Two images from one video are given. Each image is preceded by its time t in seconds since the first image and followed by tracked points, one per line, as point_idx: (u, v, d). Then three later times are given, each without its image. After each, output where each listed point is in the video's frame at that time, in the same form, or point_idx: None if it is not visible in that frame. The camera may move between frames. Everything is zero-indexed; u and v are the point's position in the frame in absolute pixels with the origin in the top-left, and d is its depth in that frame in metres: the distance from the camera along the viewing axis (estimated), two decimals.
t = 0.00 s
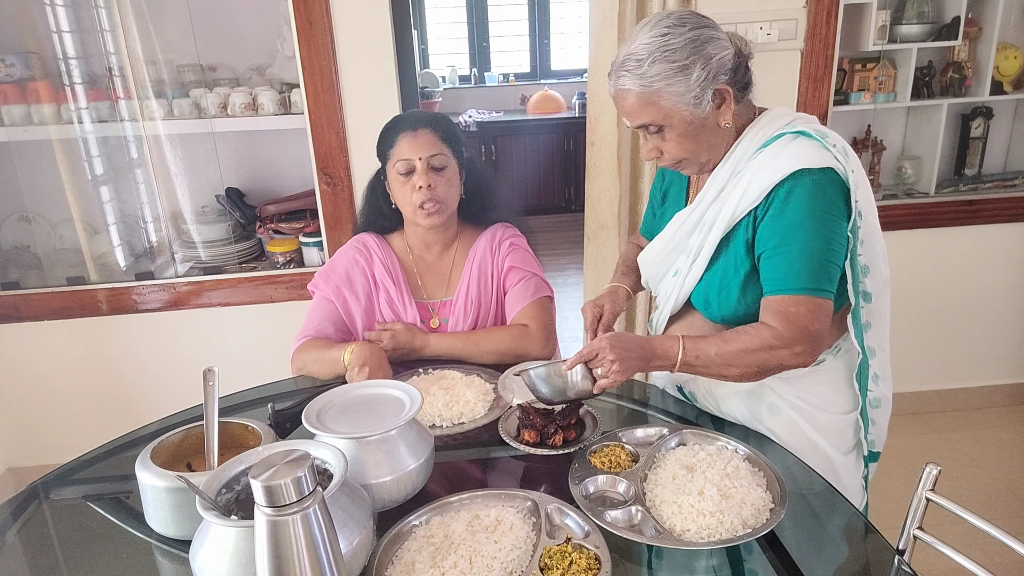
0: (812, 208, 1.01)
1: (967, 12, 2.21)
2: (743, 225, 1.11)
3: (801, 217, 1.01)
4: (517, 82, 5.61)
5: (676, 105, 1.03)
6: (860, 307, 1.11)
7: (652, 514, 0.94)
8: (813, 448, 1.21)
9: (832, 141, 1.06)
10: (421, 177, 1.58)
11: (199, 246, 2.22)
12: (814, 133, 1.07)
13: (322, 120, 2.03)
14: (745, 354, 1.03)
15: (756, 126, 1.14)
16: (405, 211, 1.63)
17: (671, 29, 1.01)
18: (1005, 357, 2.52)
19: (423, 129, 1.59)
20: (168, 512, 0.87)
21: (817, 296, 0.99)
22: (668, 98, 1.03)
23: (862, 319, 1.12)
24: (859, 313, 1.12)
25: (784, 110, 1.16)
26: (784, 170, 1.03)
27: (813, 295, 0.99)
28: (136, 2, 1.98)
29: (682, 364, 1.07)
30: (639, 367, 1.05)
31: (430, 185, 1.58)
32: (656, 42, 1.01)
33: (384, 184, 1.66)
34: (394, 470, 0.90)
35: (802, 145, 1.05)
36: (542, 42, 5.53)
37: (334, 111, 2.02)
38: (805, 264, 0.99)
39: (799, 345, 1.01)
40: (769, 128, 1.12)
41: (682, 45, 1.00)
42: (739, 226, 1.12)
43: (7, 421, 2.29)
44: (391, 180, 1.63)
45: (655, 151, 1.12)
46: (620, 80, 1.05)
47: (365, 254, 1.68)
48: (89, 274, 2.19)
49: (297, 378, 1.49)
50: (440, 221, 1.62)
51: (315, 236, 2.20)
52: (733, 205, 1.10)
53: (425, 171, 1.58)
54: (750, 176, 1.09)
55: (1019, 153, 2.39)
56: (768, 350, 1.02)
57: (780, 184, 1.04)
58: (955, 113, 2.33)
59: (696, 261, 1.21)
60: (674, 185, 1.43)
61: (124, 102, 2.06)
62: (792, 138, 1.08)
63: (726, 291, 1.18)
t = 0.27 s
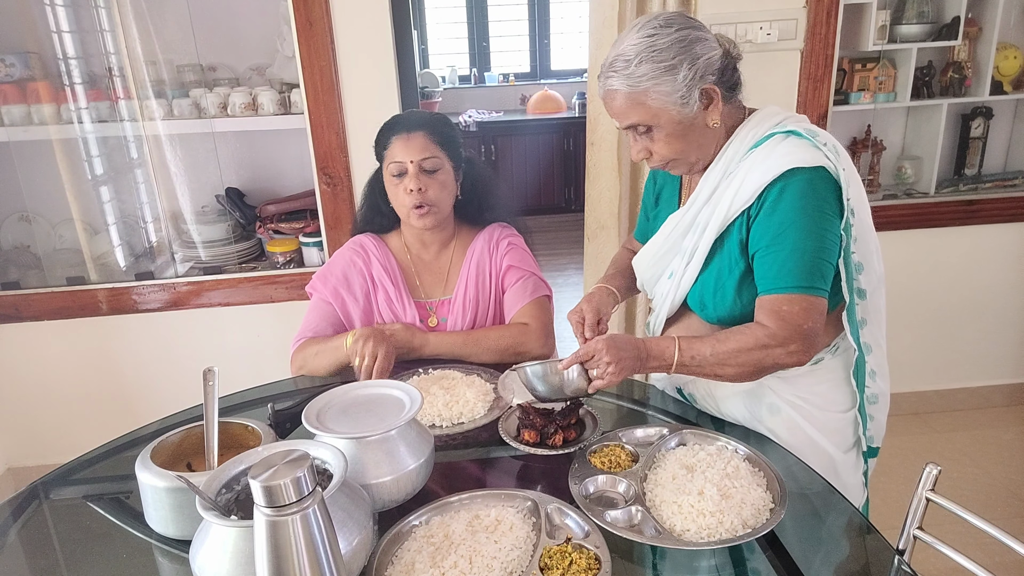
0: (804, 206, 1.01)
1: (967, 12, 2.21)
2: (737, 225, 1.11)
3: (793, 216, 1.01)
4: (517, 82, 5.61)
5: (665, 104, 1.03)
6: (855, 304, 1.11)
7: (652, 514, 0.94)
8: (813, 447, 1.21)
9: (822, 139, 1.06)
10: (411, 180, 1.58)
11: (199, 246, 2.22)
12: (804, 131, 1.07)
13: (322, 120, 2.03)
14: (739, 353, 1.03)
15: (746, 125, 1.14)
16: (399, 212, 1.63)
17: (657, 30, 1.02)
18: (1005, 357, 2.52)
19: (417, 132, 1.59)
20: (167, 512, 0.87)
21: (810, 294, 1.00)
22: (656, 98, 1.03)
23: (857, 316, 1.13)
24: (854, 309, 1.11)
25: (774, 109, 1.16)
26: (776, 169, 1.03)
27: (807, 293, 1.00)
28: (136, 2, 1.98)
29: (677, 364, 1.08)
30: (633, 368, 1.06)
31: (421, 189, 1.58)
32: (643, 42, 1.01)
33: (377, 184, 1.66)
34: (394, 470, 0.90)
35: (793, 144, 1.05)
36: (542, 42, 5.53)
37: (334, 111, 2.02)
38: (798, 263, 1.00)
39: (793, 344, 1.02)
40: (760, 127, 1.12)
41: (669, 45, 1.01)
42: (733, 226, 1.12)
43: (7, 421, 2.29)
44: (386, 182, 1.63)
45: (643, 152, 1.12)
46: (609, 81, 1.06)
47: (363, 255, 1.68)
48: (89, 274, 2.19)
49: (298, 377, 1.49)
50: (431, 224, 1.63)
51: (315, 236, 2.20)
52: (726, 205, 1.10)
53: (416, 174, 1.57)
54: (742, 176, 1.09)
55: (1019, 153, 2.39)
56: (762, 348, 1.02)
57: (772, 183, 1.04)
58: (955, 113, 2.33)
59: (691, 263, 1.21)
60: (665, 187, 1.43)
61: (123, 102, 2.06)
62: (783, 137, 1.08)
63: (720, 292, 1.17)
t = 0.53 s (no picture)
0: (797, 208, 1.01)
1: (967, 12, 2.21)
2: (731, 229, 1.11)
3: (787, 218, 1.01)
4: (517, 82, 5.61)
5: (653, 106, 1.03)
6: (850, 304, 1.12)
7: (652, 514, 0.94)
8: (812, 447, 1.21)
9: (813, 141, 1.07)
10: (409, 180, 1.58)
11: (199, 246, 2.22)
12: (795, 133, 1.08)
13: (322, 120, 2.03)
14: (740, 356, 1.03)
15: (737, 129, 1.15)
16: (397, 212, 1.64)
17: (646, 31, 1.02)
18: (1005, 357, 2.52)
19: (415, 132, 1.59)
20: (167, 512, 0.87)
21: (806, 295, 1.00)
22: (645, 99, 1.03)
23: (853, 315, 1.13)
24: (849, 309, 1.12)
25: (764, 111, 1.16)
26: (768, 172, 1.03)
27: (803, 294, 1.00)
28: (137, 2, 1.98)
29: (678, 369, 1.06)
30: (632, 374, 1.04)
31: (419, 189, 1.58)
32: (633, 44, 1.01)
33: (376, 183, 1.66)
34: (394, 470, 0.90)
35: (784, 146, 1.05)
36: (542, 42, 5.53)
37: (334, 111, 2.02)
38: (794, 265, 1.00)
39: (791, 346, 1.01)
40: (751, 130, 1.13)
41: (659, 47, 1.01)
42: (727, 230, 1.12)
43: (7, 421, 2.29)
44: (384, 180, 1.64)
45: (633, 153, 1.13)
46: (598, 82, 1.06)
47: (363, 254, 1.68)
48: (89, 274, 2.19)
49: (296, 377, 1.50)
50: (429, 223, 1.63)
51: (315, 236, 2.20)
52: (720, 209, 1.10)
53: (414, 174, 1.58)
54: (735, 179, 1.09)
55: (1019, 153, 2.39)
56: (762, 352, 1.02)
57: (765, 186, 1.04)
58: (955, 113, 2.33)
59: (686, 267, 1.21)
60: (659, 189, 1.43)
61: (124, 102, 2.06)
62: (774, 140, 1.08)
63: (716, 295, 1.17)
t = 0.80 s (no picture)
0: (787, 214, 1.01)
1: (967, 12, 2.21)
2: (722, 234, 1.11)
3: (776, 224, 1.01)
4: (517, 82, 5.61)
5: (642, 109, 1.04)
6: (843, 305, 1.12)
7: (652, 514, 0.94)
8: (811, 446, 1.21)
9: (802, 145, 1.06)
10: (413, 180, 1.58)
11: (199, 246, 2.22)
12: (784, 138, 1.08)
13: (322, 120, 2.03)
14: (734, 360, 1.04)
15: (727, 133, 1.14)
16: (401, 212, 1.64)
17: (639, 33, 1.01)
18: (1005, 357, 2.52)
19: (419, 132, 1.59)
20: (168, 513, 0.87)
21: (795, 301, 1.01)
22: (636, 102, 1.03)
23: (847, 316, 1.13)
24: (843, 309, 1.12)
25: (754, 115, 1.16)
26: (757, 178, 1.03)
27: (794, 300, 1.00)
28: (137, 2, 1.98)
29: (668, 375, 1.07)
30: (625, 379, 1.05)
31: (423, 188, 1.58)
32: (625, 46, 1.01)
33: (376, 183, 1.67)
34: (394, 470, 0.90)
35: (773, 151, 1.05)
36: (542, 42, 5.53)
37: (334, 111, 2.02)
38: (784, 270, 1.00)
39: (784, 351, 1.03)
40: (741, 135, 1.13)
41: (650, 49, 1.01)
42: (717, 235, 1.12)
43: (7, 421, 2.29)
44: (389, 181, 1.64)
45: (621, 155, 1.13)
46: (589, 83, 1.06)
47: (365, 252, 1.68)
48: (89, 274, 2.19)
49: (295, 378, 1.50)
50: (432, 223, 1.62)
51: (315, 236, 2.20)
52: (710, 214, 1.10)
53: (417, 174, 1.58)
54: (725, 185, 1.09)
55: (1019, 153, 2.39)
56: (753, 357, 1.03)
57: (754, 192, 1.04)
58: (955, 113, 2.33)
59: (678, 272, 1.21)
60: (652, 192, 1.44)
61: (124, 102, 2.06)
62: (763, 144, 1.08)
63: (710, 301, 1.18)
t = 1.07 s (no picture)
0: (774, 220, 1.01)
1: (967, 13, 2.21)
2: (711, 239, 1.11)
3: (764, 229, 1.01)
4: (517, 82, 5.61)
5: (634, 112, 1.04)
6: (836, 308, 1.12)
7: (652, 514, 0.94)
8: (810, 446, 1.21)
9: (792, 150, 1.06)
10: (420, 178, 1.58)
11: (199, 246, 2.22)
12: (774, 142, 1.07)
13: (322, 120, 2.03)
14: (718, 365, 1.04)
15: (717, 138, 1.14)
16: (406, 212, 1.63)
17: (634, 35, 1.02)
18: (1005, 357, 2.52)
19: (424, 132, 1.59)
20: (167, 516, 0.87)
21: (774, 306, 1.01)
22: (627, 105, 1.03)
23: (841, 318, 1.14)
24: (835, 312, 1.13)
25: (745, 118, 1.16)
26: (745, 183, 1.03)
27: (772, 306, 1.00)
28: (137, 2, 1.98)
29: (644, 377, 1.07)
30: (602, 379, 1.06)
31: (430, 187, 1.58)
32: (618, 48, 1.01)
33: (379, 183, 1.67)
34: (394, 470, 0.90)
35: (762, 156, 1.05)
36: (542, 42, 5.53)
37: (334, 111, 2.02)
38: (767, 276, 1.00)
39: (759, 357, 1.04)
40: (731, 139, 1.12)
41: (644, 53, 1.01)
42: (707, 239, 1.12)
43: (7, 421, 2.29)
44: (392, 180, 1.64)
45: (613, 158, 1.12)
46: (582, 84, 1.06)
47: (367, 251, 1.68)
48: (89, 274, 2.19)
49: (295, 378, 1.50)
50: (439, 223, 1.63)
51: (315, 236, 2.20)
52: (700, 219, 1.10)
53: (425, 173, 1.58)
54: (714, 190, 1.09)
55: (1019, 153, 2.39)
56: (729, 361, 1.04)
57: (742, 197, 1.04)
58: (955, 113, 2.33)
59: (668, 276, 1.21)
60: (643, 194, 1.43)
61: (123, 102, 2.06)
62: (753, 149, 1.08)
63: (700, 304, 1.18)
